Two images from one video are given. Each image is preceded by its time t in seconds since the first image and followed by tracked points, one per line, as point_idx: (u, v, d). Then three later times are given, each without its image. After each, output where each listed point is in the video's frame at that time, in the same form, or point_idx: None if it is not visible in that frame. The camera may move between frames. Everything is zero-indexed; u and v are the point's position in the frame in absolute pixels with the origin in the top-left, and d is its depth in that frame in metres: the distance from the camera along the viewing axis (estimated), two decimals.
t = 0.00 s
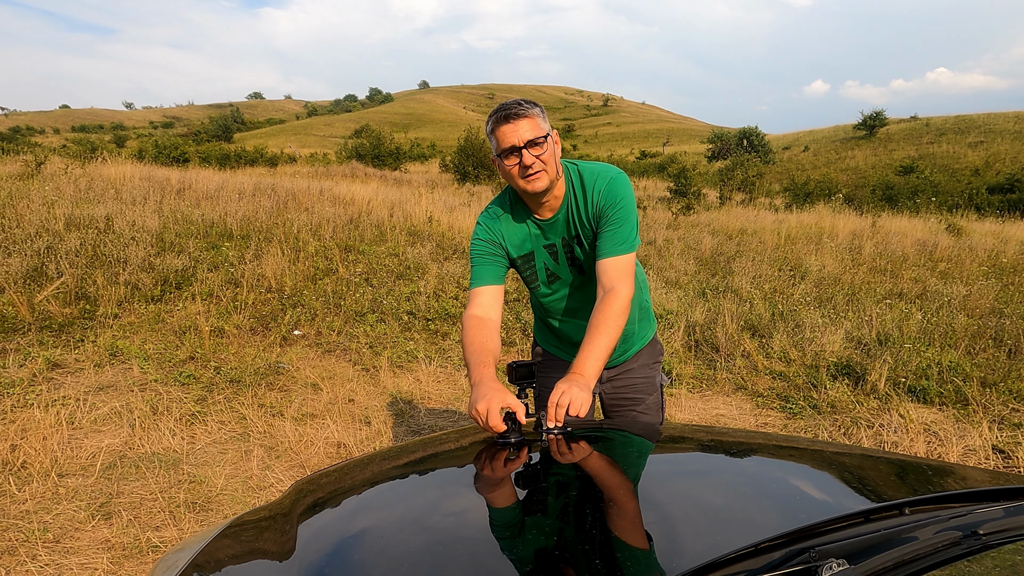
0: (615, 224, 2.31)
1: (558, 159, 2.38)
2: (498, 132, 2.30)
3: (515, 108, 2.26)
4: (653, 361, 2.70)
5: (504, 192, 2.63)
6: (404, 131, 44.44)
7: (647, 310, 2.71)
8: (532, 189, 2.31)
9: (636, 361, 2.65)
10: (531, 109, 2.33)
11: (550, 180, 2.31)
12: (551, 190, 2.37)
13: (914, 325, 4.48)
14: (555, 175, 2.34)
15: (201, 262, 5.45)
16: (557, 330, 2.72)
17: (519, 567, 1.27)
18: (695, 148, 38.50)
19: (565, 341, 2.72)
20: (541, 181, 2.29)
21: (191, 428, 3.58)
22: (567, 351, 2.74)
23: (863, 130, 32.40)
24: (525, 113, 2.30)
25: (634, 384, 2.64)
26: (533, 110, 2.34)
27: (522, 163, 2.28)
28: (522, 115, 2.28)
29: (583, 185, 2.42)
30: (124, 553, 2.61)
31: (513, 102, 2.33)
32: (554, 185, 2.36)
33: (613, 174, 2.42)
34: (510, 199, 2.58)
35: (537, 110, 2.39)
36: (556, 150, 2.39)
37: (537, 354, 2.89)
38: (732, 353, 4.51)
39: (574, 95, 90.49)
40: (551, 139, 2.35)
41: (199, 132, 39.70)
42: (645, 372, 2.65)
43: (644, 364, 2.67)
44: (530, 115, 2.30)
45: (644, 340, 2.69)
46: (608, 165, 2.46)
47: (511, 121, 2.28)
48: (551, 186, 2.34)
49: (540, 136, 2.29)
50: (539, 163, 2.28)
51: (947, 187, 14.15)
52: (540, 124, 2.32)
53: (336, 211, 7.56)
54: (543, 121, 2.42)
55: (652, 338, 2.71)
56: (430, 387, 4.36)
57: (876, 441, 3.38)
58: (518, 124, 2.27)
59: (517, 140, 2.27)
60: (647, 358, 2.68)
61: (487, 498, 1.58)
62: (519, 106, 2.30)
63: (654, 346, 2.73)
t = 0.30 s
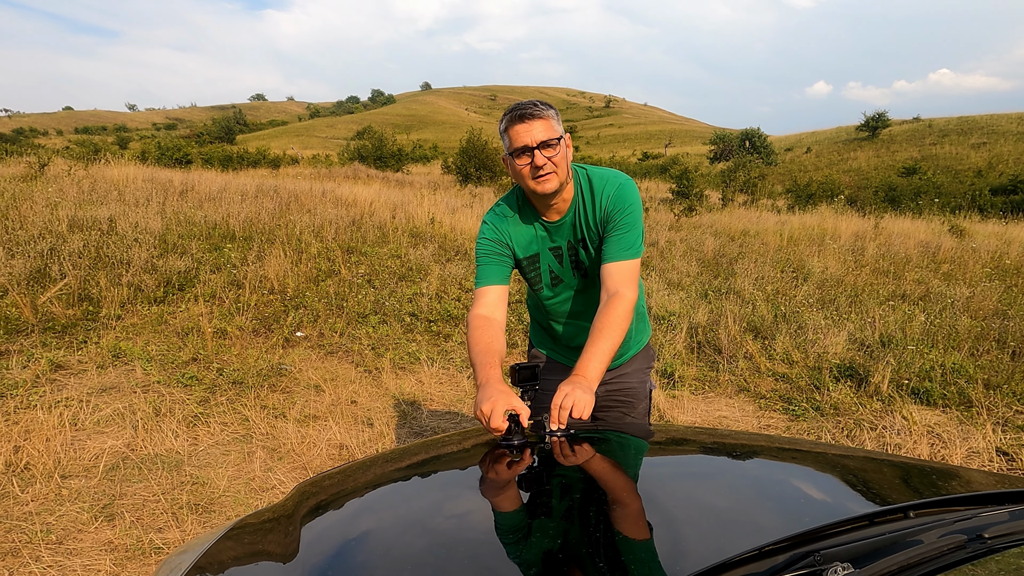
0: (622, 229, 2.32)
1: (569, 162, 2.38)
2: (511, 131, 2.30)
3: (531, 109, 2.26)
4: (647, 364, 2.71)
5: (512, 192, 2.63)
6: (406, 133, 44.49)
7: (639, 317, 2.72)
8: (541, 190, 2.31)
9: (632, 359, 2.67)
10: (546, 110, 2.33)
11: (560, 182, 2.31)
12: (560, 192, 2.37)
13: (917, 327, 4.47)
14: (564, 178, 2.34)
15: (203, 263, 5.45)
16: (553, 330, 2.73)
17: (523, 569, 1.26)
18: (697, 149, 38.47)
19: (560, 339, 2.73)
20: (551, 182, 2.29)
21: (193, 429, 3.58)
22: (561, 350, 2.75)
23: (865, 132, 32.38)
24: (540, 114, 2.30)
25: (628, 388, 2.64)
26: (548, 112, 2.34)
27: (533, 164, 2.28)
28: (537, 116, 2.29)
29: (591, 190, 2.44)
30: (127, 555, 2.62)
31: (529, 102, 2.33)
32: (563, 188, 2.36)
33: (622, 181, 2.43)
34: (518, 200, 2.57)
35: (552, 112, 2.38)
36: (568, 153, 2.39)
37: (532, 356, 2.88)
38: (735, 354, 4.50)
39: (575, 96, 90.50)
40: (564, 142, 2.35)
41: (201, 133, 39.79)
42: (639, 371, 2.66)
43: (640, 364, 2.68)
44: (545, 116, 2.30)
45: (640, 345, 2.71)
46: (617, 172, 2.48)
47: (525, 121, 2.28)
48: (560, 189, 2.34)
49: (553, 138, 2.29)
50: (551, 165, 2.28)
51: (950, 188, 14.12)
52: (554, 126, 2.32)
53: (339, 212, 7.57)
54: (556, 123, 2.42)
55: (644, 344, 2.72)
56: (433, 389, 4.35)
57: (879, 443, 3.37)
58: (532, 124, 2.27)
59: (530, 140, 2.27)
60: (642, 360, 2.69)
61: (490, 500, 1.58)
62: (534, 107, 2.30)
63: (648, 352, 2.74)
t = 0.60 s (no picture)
0: (625, 228, 2.35)
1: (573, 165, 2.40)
2: (518, 131, 2.31)
3: (538, 111, 2.28)
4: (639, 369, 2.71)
5: (516, 193, 2.64)
6: (409, 136, 44.61)
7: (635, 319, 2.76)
8: (544, 191, 2.32)
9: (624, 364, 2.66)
10: (552, 113, 2.35)
11: (563, 184, 2.32)
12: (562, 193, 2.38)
13: (923, 330, 4.45)
14: (567, 179, 2.35)
15: (209, 266, 5.47)
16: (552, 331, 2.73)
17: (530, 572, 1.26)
18: (701, 152, 38.45)
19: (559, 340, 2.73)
20: (555, 183, 2.30)
21: (199, 432, 3.59)
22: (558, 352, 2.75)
23: (870, 134, 32.32)
24: (547, 117, 2.32)
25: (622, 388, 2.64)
26: (553, 115, 2.36)
27: (538, 165, 2.29)
28: (543, 119, 2.31)
29: (594, 192, 2.46)
30: (133, 557, 2.62)
31: (535, 105, 2.35)
32: (566, 190, 2.37)
33: (624, 182, 2.46)
34: (522, 200, 2.58)
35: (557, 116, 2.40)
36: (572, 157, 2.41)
37: (528, 359, 2.87)
38: (740, 357, 4.49)
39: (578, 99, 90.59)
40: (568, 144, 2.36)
41: (206, 137, 39.97)
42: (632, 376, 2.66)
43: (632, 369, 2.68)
44: (550, 119, 2.32)
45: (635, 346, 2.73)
46: (618, 173, 2.51)
47: (531, 123, 2.29)
48: (563, 190, 2.35)
49: (558, 140, 2.31)
50: (555, 166, 2.29)
51: (957, 191, 14.06)
52: (559, 129, 2.34)
53: (344, 215, 7.59)
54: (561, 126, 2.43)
55: (638, 346, 2.74)
56: (438, 392, 4.35)
57: (886, 446, 3.35)
58: (538, 126, 2.29)
59: (535, 141, 2.29)
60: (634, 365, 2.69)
61: (495, 503, 1.58)
62: (540, 109, 2.32)
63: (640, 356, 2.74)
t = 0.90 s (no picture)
0: (612, 216, 2.37)
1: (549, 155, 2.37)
2: (492, 124, 2.30)
3: (511, 102, 2.27)
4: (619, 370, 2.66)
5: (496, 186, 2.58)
6: (415, 139, 44.74)
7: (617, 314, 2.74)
8: (521, 180, 2.28)
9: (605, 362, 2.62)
10: (525, 104, 2.33)
11: (539, 172, 2.29)
12: (540, 182, 2.34)
13: (933, 334, 4.42)
14: (544, 168, 2.32)
15: (218, 270, 5.50)
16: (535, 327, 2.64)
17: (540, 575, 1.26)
18: (707, 155, 38.42)
19: (543, 336, 2.65)
20: (531, 171, 2.27)
21: (209, 435, 3.61)
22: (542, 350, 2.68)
23: (878, 137, 32.21)
24: (520, 108, 2.30)
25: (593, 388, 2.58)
26: (527, 106, 2.34)
27: (514, 154, 2.26)
28: (516, 110, 2.29)
29: (575, 181, 2.44)
30: (144, 560, 2.64)
31: (507, 97, 2.34)
32: (543, 179, 2.34)
33: (604, 172, 2.46)
34: (503, 193, 2.52)
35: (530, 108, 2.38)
36: (547, 147, 2.38)
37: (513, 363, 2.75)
38: (748, 361, 4.47)
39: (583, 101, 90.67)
40: (543, 134, 2.33)
41: (214, 140, 40.26)
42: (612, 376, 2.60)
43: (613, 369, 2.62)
44: (524, 109, 2.30)
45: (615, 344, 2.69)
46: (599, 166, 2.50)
47: (504, 115, 2.28)
48: (540, 179, 2.32)
49: (532, 130, 2.28)
50: (530, 155, 2.26)
51: (966, 193, 13.98)
52: (533, 120, 2.32)
53: (351, 219, 7.61)
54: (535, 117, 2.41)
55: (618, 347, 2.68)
56: (445, 396, 4.35)
57: (896, 451, 3.34)
58: (510, 118, 2.27)
59: (509, 132, 2.26)
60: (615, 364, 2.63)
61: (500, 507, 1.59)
62: (513, 101, 2.31)
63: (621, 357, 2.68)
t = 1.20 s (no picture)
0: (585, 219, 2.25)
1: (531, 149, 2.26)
2: (478, 108, 2.20)
3: (499, 88, 2.18)
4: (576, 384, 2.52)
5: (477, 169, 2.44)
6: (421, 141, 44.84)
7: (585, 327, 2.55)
8: (500, 165, 2.15)
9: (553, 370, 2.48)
10: (513, 94, 2.23)
11: (522, 160, 2.16)
12: (519, 173, 2.21)
13: (945, 338, 4.39)
14: (525, 159, 2.20)
15: (228, 273, 5.54)
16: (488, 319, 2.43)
17: None
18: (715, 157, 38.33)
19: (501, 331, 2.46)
20: (511, 158, 2.14)
21: (220, 439, 3.63)
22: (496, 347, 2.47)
23: (888, 138, 32.03)
24: (507, 95, 2.21)
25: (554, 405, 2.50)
26: (515, 96, 2.24)
27: (496, 140, 2.15)
28: (503, 97, 2.19)
29: (551, 178, 2.28)
30: (158, 563, 2.66)
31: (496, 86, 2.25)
32: (524, 168, 2.21)
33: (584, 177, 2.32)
34: (480, 175, 2.38)
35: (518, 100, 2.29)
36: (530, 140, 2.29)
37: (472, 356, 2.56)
38: (758, 365, 4.46)
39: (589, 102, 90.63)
40: (527, 126, 2.23)
41: (223, 144, 40.56)
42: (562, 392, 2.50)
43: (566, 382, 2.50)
44: (511, 98, 2.20)
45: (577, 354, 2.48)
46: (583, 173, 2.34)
47: (491, 101, 2.18)
48: (519, 168, 2.19)
49: (517, 118, 2.18)
50: (512, 142, 2.15)
51: (977, 196, 13.88)
52: (519, 111, 2.22)
53: (360, 222, 7.64)
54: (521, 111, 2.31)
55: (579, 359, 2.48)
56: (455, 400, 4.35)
57: (908, 456, 3.33)
58: (497, 104, 2.17)
59: (493, 117, 2.15)
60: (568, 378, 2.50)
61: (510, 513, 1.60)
62: (502, 89, 2.21)
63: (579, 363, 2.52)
